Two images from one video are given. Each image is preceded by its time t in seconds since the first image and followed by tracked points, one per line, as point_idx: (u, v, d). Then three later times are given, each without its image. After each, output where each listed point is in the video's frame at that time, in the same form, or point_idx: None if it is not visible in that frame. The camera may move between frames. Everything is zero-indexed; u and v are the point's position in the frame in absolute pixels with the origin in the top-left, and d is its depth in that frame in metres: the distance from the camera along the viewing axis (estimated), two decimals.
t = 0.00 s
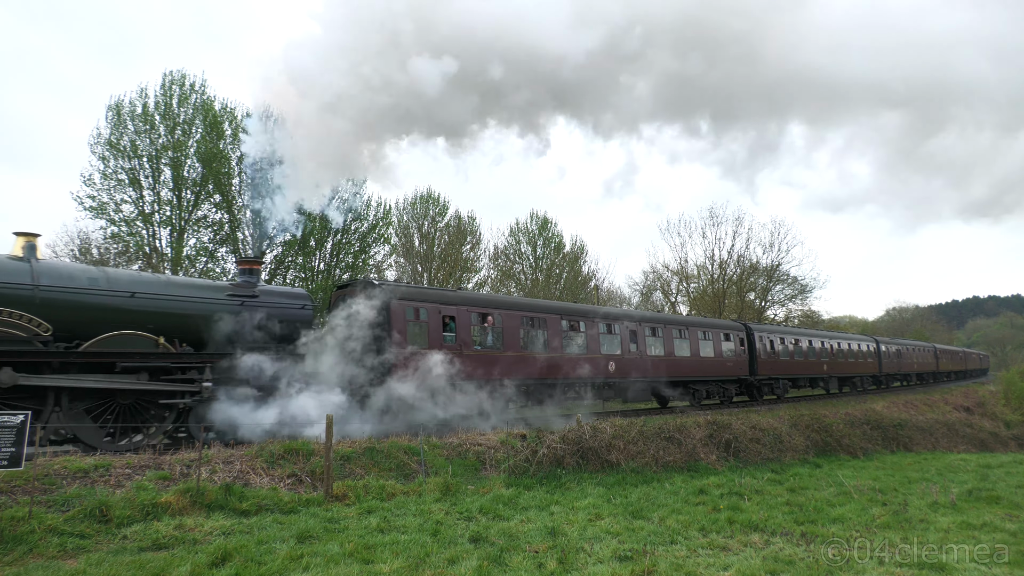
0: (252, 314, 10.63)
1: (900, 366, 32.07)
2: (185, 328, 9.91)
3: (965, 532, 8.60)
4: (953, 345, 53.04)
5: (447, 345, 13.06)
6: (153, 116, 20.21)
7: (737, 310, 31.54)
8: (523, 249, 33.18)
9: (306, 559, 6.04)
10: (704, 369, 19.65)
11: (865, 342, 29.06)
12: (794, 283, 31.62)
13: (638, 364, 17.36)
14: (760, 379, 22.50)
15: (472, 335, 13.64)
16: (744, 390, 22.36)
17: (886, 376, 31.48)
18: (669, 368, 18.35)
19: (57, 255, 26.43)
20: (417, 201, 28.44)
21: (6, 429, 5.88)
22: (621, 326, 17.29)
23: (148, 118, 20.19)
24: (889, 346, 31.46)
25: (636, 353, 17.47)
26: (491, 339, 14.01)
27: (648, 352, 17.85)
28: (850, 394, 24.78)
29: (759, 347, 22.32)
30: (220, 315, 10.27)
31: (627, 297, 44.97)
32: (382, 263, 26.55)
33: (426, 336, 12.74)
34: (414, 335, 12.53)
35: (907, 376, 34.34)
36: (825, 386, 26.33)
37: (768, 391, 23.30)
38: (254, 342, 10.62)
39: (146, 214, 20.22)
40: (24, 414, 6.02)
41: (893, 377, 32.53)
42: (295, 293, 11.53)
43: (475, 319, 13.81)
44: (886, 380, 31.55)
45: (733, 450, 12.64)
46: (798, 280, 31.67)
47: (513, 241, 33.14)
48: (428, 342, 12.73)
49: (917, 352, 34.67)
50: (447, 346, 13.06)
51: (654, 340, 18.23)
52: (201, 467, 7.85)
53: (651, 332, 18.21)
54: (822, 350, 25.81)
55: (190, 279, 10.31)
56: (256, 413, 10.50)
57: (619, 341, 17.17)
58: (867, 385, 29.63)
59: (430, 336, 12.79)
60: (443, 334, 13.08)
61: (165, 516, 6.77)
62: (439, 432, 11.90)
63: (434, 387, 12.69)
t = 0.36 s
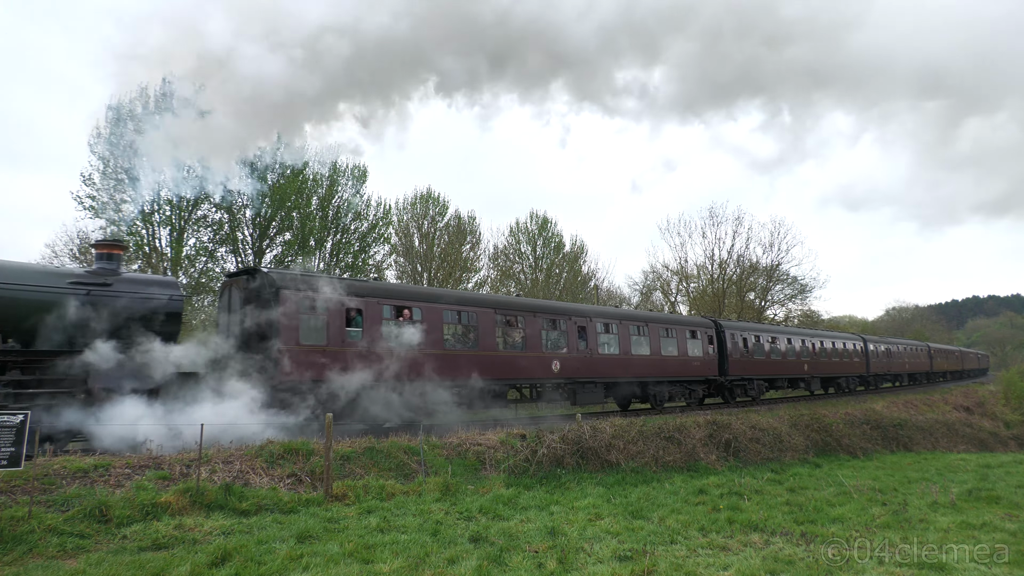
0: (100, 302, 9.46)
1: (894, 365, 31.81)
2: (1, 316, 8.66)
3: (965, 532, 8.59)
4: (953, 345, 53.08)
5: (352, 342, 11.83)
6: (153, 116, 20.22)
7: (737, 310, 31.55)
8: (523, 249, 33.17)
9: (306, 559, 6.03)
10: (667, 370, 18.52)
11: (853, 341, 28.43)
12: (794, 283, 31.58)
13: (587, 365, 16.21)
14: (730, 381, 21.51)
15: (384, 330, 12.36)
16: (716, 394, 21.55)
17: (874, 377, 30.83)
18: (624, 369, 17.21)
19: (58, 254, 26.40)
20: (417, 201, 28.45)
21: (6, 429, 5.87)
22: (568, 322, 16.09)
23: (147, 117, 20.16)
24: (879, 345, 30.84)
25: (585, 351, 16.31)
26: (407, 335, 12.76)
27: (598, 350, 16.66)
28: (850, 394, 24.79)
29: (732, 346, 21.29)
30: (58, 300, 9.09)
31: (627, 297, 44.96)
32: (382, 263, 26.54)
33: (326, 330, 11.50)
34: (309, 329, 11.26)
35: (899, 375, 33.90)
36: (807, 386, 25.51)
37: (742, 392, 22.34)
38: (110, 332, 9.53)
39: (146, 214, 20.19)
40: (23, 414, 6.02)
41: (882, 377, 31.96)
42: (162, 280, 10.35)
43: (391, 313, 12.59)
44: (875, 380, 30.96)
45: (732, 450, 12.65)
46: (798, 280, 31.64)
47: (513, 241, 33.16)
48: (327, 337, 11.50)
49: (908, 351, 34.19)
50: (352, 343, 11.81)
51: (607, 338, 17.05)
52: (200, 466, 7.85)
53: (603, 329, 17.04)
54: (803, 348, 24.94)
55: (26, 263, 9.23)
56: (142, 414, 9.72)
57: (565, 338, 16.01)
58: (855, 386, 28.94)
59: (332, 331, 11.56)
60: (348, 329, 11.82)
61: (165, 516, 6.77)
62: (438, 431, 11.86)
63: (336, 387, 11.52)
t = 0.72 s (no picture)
0: None
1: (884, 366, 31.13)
2: None
3: (965, 532, 8.59)
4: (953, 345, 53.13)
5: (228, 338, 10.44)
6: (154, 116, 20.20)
7: (737, 310, 31.54)
8: (523, 250, 33.16)
9: (306, 559, 6.03)
10: (622, 370, 17.09)
11: (839, 340, 27.41)
12: (794, 283, 31.56)
13: (525, 365, 14.88)
14: (697, 382, 20.10)
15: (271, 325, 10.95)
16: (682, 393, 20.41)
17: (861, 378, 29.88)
18: (570, 370, 15.85)
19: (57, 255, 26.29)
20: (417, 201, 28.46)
21: (6, 429, 5.88)
22: (504, 318, 14.70)
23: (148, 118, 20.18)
24: (867, 344, 30.00)
25: (524, 350, 14.95)
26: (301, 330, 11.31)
27: (540, 349, 15.27)
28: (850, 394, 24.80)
29: (700, 346, 19.91)
30: None
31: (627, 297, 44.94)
32: (382, 263, 26.53)
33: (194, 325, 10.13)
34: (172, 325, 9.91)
35: (889, 375, 33.16)
36: (786, 387, 24.34)
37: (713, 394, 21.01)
38: None
39: (146, 213, 20.15)
40: (23, 414, 6.02)
41: (870, 378, 31.08)
42: None
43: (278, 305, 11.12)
44: (863, 381, 30.06)
45: (732, 450, 12.65)
46: (798, 280, 31.63)
47: (513, 241, 33.14)
48: (195, 333, 10.10)
49: (898, 352, 33.42)
50: (228, 339, 10.42)
51: (551, 335, 15.65)
52: (200, 466, 7.85)
53: (547, 325, 15.64)
54: (782, 348, 23.70)
55: None
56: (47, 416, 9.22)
57: (500, 335, 14.65)
58: (840, 387, 27.99)
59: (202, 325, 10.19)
60: (224, 323, 10.45)
61: (165, 516, 6.77)
62: (438, 431, 11.85)
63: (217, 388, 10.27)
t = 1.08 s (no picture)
0: None
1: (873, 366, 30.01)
2: None
3: (965, 532, 8.59)
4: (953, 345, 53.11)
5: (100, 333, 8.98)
6: (154, 115, 20.21)
7: (737, 310, 31.54)
8: (524, 250, 33.17)
9: (306, 559, 6.03)
10: (564, 370, 15.43)
11: (821, 339, 26.07)
12: (794, 283, 31.55)
13: (449, 365, 13.18)
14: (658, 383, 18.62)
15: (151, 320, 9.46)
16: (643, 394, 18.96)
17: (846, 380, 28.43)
18: (503, 371, 14.15)
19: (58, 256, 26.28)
20: (418, 201, 28.46)
21: (6, 429, 5.88)
22: (425, 312, 13.00)
23: (148, 118, 20.19)
24: (853, 344, 28.68)
25: (449, 347, 13.26)
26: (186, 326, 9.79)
27: (468, 347, 13.59)
28: (850, 394, 24.82)
29: (662, 345, 18.43)
30: None
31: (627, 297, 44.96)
32: (382, 263, 26.52)
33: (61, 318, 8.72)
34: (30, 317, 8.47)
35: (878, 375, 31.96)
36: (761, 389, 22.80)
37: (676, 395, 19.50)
38: None
39: (146, 213, 20.19)
40: (24, 414, 6.02)
41: (857, 380, 29.66)
42: None
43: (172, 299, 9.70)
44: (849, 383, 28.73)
45: (732, 450, 12.65)
46: (798, 280, 31.62)
47: (513, 241, 33.15)
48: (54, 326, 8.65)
49: (888, 353, 32.23)
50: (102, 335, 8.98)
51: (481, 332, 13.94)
52: (200, 466, 7.84)
53: (476, 321, 13.95)
54: (756, 347, 22.20)
55: None
56: None
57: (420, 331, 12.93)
58: (823, 389, 26.56)
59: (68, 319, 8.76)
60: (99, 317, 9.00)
61: (165, 516, 6.77)
62: (438, 431, 11.85)
63: (99, 390, 8.98)
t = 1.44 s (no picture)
0: None
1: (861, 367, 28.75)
2: None
3: (965, 532, 8.59)
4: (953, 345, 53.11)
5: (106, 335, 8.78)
6: (154, 115, 20.21)
7: (737, 310, 31.54)
8: (524, 250, 33.17)
9: (306, 559, 6.03)
10: (499, 371, 13.74)
11: (803, 337, 24.61)
12: (794, 283, 31.54)
13: (351, 364, 11.34)
14: (611, 385, 16.93)
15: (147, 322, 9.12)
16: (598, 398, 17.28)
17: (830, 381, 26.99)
18: (420, 372, 12.33)
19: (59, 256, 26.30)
20: (417, 201, 28.48)
21: (6, 429, 5.88)
22: (323, 305, 11.13)
23: (148, 118, 20.19)
24: (837, 343, 27.32)
25: (353, 344, 11.40)
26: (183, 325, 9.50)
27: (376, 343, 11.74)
28: (850, 394, 24.83)
29: (617, 343, 16.77)
30: None
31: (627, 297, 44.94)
32: (382, 263, 26.49)
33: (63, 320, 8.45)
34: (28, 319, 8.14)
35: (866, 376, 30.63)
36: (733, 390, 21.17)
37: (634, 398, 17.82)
38: None
39: (146, 213, 20.20)
40: (23, 414, 6.02)
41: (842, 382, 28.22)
42: None
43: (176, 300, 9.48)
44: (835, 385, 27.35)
45: (732, 450, 12.66)
46: (798, 280, 31.61)
47: (513, 241, 33.16)
48: (55, 328, 8.34)
49: (876, 353, 30.94)
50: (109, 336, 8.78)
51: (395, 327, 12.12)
52: (200, 466, 7.84)
53: (391, 314, 12.12)
54: (727, 345, 20.61)
55: None
56: None
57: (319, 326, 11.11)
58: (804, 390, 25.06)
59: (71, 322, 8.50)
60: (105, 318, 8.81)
61: (165, 516, 6.77)
62: (438, 431, 11.84)
63: None
